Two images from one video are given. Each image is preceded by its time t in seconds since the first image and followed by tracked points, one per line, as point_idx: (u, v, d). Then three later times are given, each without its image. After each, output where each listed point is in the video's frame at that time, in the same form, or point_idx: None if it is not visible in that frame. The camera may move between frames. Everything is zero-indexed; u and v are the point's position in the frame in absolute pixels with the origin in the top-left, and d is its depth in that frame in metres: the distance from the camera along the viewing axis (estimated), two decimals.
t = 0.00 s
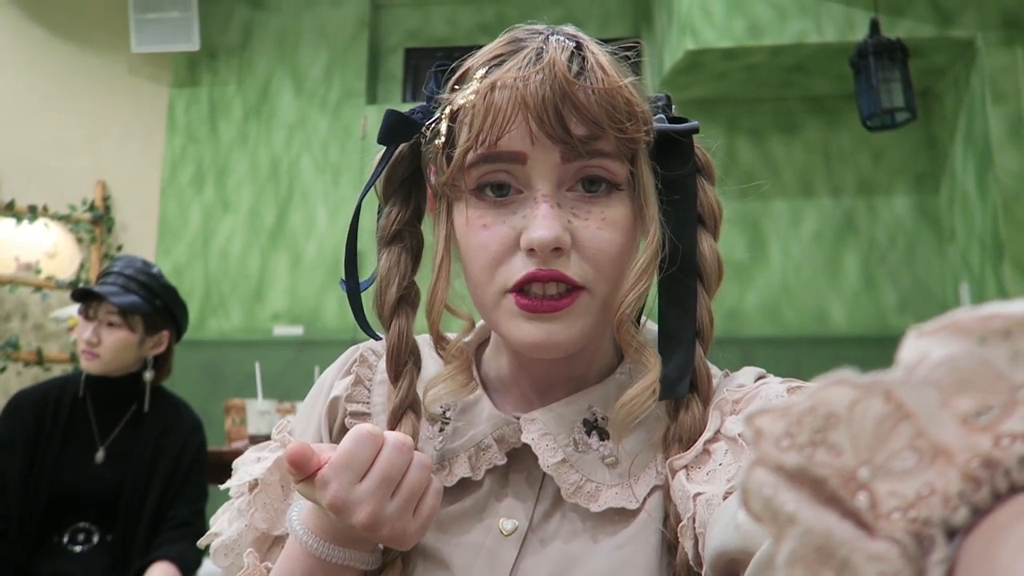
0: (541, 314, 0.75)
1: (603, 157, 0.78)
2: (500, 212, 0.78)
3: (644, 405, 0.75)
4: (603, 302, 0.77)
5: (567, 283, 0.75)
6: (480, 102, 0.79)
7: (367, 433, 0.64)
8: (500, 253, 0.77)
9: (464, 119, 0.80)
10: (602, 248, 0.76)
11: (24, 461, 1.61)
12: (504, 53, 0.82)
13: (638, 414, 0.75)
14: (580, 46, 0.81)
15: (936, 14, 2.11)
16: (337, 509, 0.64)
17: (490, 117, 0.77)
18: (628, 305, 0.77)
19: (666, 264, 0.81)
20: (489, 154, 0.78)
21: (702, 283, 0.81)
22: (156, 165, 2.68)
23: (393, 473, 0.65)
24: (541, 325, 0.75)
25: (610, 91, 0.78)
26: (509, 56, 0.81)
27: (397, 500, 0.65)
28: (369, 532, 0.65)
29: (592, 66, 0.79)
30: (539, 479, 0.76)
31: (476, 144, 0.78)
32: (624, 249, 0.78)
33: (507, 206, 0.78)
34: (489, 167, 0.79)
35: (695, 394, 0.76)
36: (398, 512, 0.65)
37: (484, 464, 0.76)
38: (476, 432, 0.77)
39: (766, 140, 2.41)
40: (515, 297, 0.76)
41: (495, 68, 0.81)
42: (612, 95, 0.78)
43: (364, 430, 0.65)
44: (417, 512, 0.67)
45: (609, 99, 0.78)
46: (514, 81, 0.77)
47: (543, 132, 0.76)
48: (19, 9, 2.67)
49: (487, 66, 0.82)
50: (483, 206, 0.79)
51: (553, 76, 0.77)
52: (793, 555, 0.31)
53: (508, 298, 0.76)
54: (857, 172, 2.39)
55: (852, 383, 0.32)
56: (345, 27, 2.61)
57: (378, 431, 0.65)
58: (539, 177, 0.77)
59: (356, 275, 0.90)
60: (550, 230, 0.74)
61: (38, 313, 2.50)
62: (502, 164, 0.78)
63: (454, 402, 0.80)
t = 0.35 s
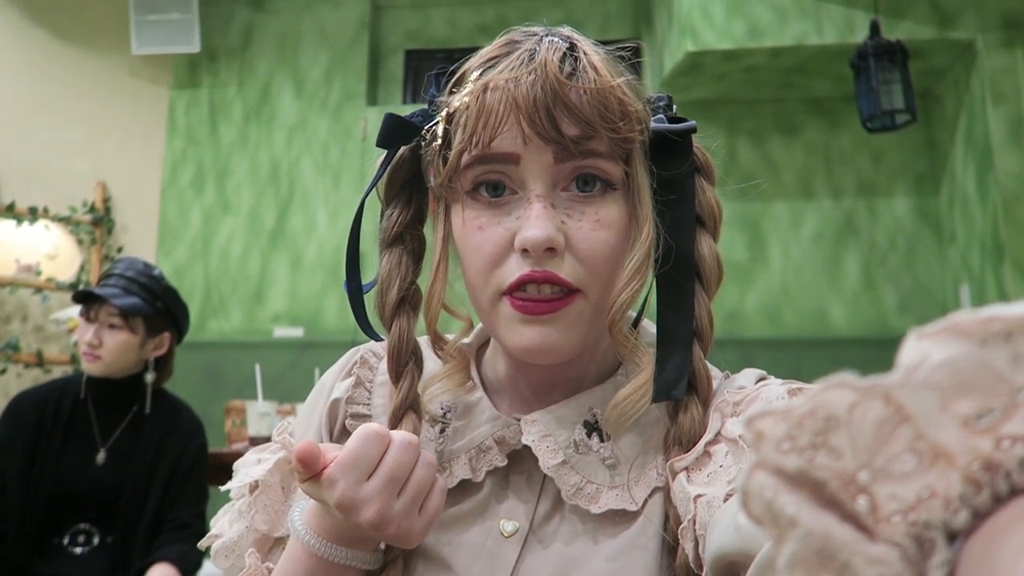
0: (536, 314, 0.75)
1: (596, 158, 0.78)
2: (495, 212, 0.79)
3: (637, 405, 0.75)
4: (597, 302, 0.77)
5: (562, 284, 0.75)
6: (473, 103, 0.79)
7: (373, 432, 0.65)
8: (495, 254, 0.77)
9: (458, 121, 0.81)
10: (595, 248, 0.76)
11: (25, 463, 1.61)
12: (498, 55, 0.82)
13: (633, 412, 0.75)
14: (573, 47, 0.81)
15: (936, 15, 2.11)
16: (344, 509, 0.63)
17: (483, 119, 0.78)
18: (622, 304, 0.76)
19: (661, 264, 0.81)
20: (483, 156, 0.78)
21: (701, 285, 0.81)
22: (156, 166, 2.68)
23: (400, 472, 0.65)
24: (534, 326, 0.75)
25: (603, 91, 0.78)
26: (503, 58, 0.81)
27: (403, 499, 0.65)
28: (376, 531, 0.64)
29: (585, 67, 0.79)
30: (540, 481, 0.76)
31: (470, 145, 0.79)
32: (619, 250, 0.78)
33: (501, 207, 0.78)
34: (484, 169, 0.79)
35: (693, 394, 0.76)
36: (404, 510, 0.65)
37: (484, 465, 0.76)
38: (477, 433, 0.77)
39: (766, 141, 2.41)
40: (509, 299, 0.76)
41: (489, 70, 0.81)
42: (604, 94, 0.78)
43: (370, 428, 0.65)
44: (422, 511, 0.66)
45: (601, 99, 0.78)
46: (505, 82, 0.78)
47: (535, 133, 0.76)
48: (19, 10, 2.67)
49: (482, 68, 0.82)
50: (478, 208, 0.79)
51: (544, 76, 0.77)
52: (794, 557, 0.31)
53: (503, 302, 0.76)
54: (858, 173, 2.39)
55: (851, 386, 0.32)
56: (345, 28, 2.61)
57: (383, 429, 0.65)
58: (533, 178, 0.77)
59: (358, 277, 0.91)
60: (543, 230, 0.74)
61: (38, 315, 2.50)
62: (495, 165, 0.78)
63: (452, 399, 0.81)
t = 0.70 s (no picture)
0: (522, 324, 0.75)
1: (584, 162, 0.78)
2: (487, 216, 0.79)
3: (624, 410, 0.74)
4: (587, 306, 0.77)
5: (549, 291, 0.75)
6: (462, 110, 0.79)
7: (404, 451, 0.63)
8: (487, 256, 0.77)
9: (450, 127, 0.81)
10: (584, 252, 0.76)
11: (25, 463, 1.61)
12: (489, 59, 0.82)
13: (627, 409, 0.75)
14: (562, 51, 0.81)
15: (936, 16, 2.11)
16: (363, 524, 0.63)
17: (471, 125, 0.78)
18: (611, 308, 0.76)
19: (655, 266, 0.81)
20: (473, 161, 0.78)
21: (701, 287, 0.82)
22: (156, 167, 2.68)
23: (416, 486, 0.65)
24: (525, 331, 0.75)
25: (589, 96, 0.77)
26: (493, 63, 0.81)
27: (418, 511, 0.65)
28: (390, 542, 0.65)
29: (572, 71, 0.79)
30: (540, 483, 0.76)
31: (461, 150, 0.79)
32: (609, 253, 0.77)
33: (492, 213, 0.79)
34: (474, 174, 0.79)
35: (694, 400, 0.76)
36: (418, 522, 0.65)
37: (485, 467, 0.76)
38: (477, 435, 0.77)
39: (766, 142, 2.41)
40: (503, 303, 0.76)
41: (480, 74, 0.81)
42: (591, 99, 0.77)
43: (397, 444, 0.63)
44: (433, 521, 0.67)
45: (588, 104, 0.77)
46: (492, 89, 0.78)
47: (522, 139, 0.76)
48: (18, 10, 2.67)
49: (473, 72, 0.82)
50: (471, 212, 0.79)
51: (529, 83, 0.77)
52: (794, 558, 0.31)
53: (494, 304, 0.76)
54: (858, 174, 2.39)
55: (851, 387, 0.32)
56: (345, 29, 2.62)
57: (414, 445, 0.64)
58: (522, 183, 0.77)
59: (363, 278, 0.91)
60: (530, 236, 0.74)
61: (38, 316, 2.50)
62: (485, 171, 0.78)
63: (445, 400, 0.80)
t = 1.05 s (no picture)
0: (514, 310, 0.75)
1: (576, 149, 0.78)
2: (481, 205, 0.79)
3: (604, 399, 0.74)
4: (577, 293, 0.76)
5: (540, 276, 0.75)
6: (455, 100, 0.80)
7: (443, 470, 0.65)
8: (481, 245, 0.77)
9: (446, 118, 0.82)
10: (574, 237, 0.75)
11: (26, 465, 1.61)
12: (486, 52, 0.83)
13: (600, 404, 0.74)
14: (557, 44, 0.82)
15: (936, 18, 2.11)
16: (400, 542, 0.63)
17: (464, 113, 0.79)
18: (598, 293, 0.74)
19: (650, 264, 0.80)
20: (467, 148, 0.79)
21: (700, 291, 0.81)
22: (157, 169, 2.68)
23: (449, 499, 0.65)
24: (516, 318, 0.75)
25: (581, 83, 0.77)
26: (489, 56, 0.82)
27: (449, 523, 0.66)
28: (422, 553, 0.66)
29: (565, 61, 0.79)
30: (540, 485, 0.76)
31: (456, 138, 0.79)
32: (600, 240, 0.77)
33: (487, 201, 0.79)
34: (468, 162, 0.79)
35: (693, 405, 0.76)
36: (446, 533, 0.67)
37: (486, 470, 0.76)
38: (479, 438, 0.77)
39: (766, 144, 2.41)
40: (493, 293, 0.76)
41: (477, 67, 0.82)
42: (583, 86, 0.77)
43: (434, 461, 0.66)
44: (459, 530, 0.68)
45: (580, 90, 0.77)
46: (485, 77, 0.79)
47: (512, 124, 0.76)
48: (19, 12, 2.68)
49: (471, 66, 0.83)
50: (465, 202, 0.80)
51: (521, 70, 0.77)
52: (797, 558, 0.31)
53: (486, 294, 0.76)
54: (858, 176, 2.39)
55: (853, 386, 0.32)
56: (346, 32, 2.62)
57: (449, 462, 0.66)
58: (513, 170, 0.77)
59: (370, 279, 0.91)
60: (518, 220, 0.74)
61: (38, 318, 2.50)
62: (478, 159, 0.79)
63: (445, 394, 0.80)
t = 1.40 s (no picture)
0: (505, 309, 0.75)
1: (566, 150, 0.77)
2: (474, 206, 0.79)
3: (610, 399, 0.75)
4: (569, 292, 0.76)
5: (530, 276, 0.75)
6: (447, 103, 0.81)
7: (452, 463, 0.65)
8: (471, 245, 0.77)
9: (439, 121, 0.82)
10: (564, 238, 0.75)
11: (26, 465, 1.61)
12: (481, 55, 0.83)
13: (610, 400, 0.75)
14: (549, 46, 0.81)
15: (936, 18, 2.12)
16: (410, 536, 0.63)
17: (454, 116, 0.79)
18: (594, 295, 0.74)
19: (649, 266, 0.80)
20: (459, 150, 0.79)
21: (699, 291, 0.81)
22: (157, 169, 2.68)
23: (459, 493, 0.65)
24: (506, 317, 0.75)
25: (569, 85, 0.77)
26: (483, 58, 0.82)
27: (460, 517, 0.66)
28: (433, 549, 0.65)
29: (554, 62, 0.79)
30: (543, 486, 0.76)
31: (448, 141, 0.80)
32: (591, 241, 0.76)
33: (479, 202, 0.79)
34: (460, 164, 0.79)
35: (693, 407, 0.75)
36: (457, 528, 0.66)
37: (488, 469, 0.76)
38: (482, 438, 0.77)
39: (766, 144, 2.41)
40: (482, 291, 0.76)
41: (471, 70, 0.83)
42: (570, 88, 0.77)
43: (442, 457, 0.66)
44: (470, 526, 0.68)
45: (568, 92, 0.77)
46: (474, 80, 0.79)
47: (500, 126, 0.76)
48: (19, 12, 2.68)
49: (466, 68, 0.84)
50: (459, 203, 0.80)
51: (507, 74, 0.77)
52: (797, 560, 0.31)
53: (477, 292, 0.76)
54: (858, 176, 2.39)
55: (855, 391, 0.32)
56: (346, 32, 2.62)
57: (456, 457, 0.67)
58: (503, 171, 0.77)
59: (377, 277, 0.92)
60: (506, 221, 0.74)
61: (38, 318, 2.50)
62: (469, 161, 0.79)
63: (451, 390, 0.81)
